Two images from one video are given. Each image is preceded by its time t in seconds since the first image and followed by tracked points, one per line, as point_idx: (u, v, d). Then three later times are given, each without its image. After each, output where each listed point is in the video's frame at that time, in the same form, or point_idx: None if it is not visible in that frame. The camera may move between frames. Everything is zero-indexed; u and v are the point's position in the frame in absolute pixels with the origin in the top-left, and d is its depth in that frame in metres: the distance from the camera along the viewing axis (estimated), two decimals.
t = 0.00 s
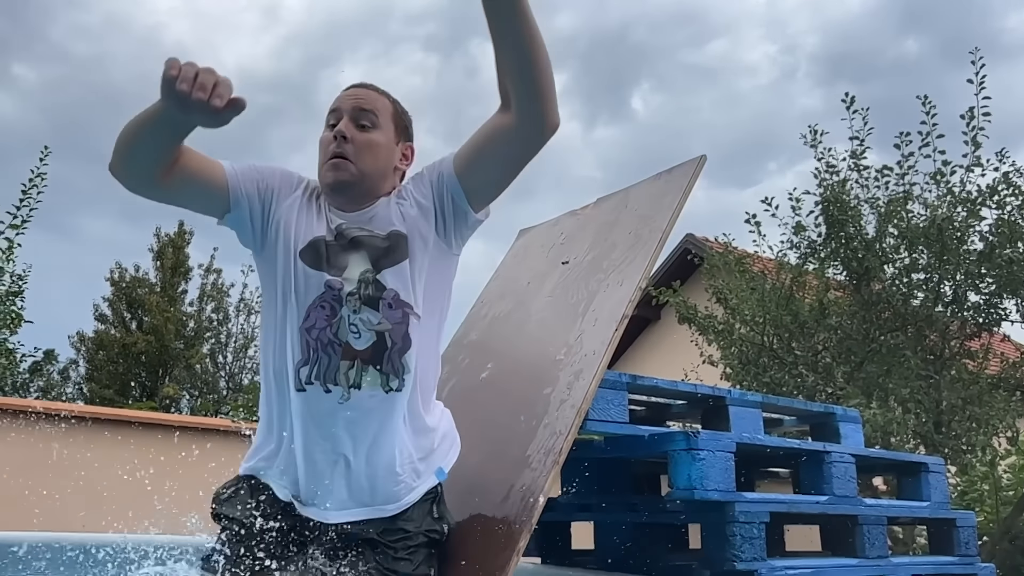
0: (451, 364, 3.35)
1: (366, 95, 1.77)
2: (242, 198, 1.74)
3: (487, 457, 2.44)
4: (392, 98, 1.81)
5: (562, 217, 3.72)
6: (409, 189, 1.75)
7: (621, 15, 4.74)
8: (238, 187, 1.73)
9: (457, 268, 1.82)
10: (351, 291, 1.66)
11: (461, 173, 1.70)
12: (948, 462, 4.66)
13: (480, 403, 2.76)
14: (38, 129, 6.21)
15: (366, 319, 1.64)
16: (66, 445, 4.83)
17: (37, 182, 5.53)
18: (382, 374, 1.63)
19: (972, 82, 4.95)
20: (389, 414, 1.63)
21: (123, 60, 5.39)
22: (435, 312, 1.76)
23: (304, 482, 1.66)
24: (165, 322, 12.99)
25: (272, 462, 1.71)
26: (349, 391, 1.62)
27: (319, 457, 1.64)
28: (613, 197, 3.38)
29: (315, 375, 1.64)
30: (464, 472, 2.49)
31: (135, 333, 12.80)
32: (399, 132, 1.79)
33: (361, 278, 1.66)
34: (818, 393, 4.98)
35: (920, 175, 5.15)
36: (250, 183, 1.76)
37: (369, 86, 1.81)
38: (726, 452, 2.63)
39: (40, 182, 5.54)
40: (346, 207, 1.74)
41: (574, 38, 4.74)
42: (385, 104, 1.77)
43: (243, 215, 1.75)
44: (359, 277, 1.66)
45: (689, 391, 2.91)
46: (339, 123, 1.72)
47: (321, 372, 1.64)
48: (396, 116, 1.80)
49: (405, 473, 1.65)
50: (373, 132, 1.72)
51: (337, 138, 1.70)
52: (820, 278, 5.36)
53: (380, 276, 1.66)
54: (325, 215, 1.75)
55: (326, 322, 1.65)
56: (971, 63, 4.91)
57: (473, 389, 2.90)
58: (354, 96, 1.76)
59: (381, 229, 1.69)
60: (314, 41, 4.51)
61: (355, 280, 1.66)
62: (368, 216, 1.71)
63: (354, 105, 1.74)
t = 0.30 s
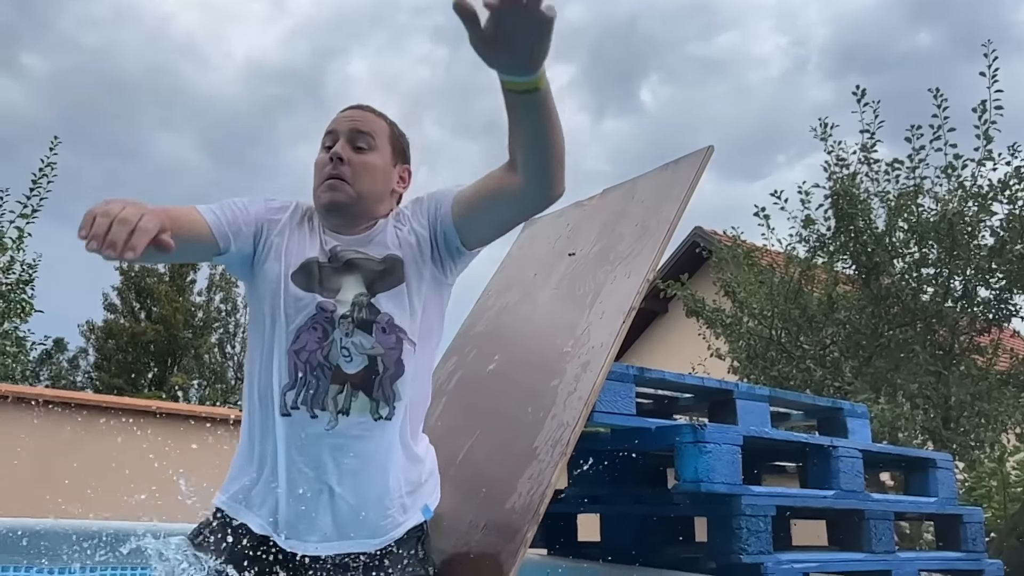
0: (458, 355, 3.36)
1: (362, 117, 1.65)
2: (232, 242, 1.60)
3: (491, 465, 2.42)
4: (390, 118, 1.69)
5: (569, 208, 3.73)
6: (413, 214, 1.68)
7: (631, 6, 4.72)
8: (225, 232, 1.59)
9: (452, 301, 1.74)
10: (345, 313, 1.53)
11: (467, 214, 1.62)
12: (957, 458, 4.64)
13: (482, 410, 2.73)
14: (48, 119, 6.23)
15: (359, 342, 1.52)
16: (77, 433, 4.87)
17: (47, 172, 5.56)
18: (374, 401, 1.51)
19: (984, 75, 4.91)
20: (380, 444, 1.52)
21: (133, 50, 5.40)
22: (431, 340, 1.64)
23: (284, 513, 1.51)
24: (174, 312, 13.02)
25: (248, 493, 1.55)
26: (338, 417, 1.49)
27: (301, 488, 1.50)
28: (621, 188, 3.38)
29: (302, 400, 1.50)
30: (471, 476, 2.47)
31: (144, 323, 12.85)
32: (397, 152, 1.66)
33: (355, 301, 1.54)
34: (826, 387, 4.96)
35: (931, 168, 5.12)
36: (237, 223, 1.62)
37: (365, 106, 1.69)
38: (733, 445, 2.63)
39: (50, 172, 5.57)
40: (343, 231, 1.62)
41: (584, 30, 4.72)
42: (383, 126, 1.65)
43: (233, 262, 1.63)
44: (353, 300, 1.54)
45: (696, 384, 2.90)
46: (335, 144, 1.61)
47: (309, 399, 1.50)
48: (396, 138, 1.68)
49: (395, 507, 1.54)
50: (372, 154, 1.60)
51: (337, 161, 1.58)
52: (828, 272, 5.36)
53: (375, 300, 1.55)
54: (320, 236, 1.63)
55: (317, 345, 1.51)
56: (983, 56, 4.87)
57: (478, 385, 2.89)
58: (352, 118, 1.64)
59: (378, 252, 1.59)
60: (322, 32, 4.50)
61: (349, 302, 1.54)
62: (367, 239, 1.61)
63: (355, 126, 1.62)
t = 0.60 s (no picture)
0: (466, 344, 3.37)
1: (356, 144, 1.60)
2: (214, 295, 1.50)
3: (489, 467, 2.47)
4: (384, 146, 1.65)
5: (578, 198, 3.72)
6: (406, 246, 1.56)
7: None
8: (205, 287, 1.49)
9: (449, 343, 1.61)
10: (333, 343, 1.44)
11: (468, 256, 1.51)
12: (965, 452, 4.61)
13: (479, 405, 2.75)
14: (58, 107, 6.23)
15: (348, 374, 1.43)
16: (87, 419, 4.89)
17: (58, 160, 5.55)
18: (362, 434, 1.42)
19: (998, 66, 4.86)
20: (369, 481, 1.42)
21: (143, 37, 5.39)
22: (427, 374, 1.54)
23: (265, 550, 1.43)
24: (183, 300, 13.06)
25: (229, 527, 1.46)
26: (324, 451, 1.41)
27: (284, 524, 1.42)
28: (629, 178, 3.37)
29: (286, 433, 1.41)
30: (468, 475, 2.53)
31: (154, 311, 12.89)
32: (389, 181, 1.61)
33: (344, 331, 1.45)
34: (834, 379, 4.94)
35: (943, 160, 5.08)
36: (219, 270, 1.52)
37: (358, 135, 1.64)
38: (741, 436, 2.62)
39: (60, 160, 5.56)
40: (336, 259, 1.53)
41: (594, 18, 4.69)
42: (378, 156, 1.60)
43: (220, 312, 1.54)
44: (342, 331, 1.45)
45: (704, 375, 2.90)
46: (325, 173, 1.55)
47: (293, 432, 1.41)
48: (388, 168, 1.63)
49: (386, 548, 1.43)
50: (364, 182, 1.54)
51: (328, 188, 1.52)
52: (838, 264, 5.33)
53: (366, 331, 1.46)
54: (311, 263, 1.54)
55: (302, 375, 1.43)
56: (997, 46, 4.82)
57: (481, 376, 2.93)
58: (346, 146, 1.60)
59: (371, 282, 1.50)
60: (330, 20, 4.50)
61: (338, 333, 1.45)
62: (360, 267, 1.51)
63: (347, 152, 1.58)
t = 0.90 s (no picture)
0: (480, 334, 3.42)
1: (342, 178, 1.71)
2: (196, 345, 1.63)
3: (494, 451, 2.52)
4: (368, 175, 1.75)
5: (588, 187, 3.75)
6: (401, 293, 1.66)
7: None
8: (183, 338, 1.62)
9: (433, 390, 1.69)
10: (319, 387, 1.52)
11: (455, 309, 1.57)
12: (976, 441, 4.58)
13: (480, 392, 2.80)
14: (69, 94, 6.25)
15: (332, 420, 1.51)
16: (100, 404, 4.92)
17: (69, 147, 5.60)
18: (346, 481, 1.49)
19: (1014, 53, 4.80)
20: (351, 527, 1.48)
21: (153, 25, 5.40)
22: (410, 422, 1.61)
23: None
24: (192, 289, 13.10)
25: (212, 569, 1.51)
26: (308, 497, 1.47)
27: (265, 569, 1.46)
28: (640, 166, 3.38)
29: (269, 480, 1.47)
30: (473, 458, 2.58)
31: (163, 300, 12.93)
32: (376, 213, 1.72)
33: (330, 375, 1.53)
34: (844, 368, 4.88)
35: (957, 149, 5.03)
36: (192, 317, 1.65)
37: (344, 166, 1.74)
38: (750, 424, 2.62)
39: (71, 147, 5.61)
40: (322, 296, 1.63)
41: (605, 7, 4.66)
42: (364, 188, 1.71)
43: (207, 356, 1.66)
44: (328, 374, 1.53)
45: (714, 363, 2.89)
46: (312, 212, 1.66)
47: (277, 478, 1.48)
48: (375, 202, 1.74)
49: None
50: (351, 220, 1.65)
51: (317, 227, 1.62)
52: (849, 253, 5.31)
53: (350, 375, 1.54)
54: (299, 304, 1.63)
55: (289, 421, 1.50)
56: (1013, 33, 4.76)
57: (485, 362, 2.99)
58: (332, 180, 1.70)
59: (357, 328, 1.58)
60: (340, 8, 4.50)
61: (324, 376, 1.53)
62: (346, 309, 1.61)
63: (334, 190, 1.68)
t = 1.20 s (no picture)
0: (493, 321, 3.45)
1: (322, 220, 1.52)
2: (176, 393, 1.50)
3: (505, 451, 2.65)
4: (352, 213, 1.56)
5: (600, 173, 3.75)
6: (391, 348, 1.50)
7: None
8: (162, 387, 1.48)
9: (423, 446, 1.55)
10: (299, 448, 1.42)
11: (444, 375, 1.39)
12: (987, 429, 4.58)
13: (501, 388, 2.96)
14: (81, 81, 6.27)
15: (314, 482, 1.41)
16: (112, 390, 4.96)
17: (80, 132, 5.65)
18: (330, 545, 1.40)
19: None
20: None
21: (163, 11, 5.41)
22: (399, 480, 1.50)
23: None
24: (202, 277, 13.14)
25: None
26: (290, 562, 1.39)
27: None
28: (651, 152, 3.38)
29: (249, 544, 1.39)
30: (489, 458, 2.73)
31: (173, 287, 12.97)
32: (360, 253, 1.54)
33: (310, 436, 1.42)
34: (855, 356, 4.89)
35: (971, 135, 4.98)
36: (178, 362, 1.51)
37: (326, 204, 1.55)
38: (760, 411, 2.62)
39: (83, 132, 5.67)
40: (307, 348, 1.48)
41: None
42: (348, 229, 1.53)
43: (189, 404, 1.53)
44: (308, 435, 1.42)
45: (724, 350, 2.89)
46: (290, 259, 1.49)
47: (258, 542, 1.39)
48: (361, 239, 1.56)
49: None
50: (334, 269, 1.48)
51: (296, 277, 1.46)
52: (861, 240, 5.25)
53: (333, 435, 1.43)
54: (278, 354, 1.50)
55: (268, 483, 1.41)
56: None
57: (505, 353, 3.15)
58: (311, 223, 1.52)
59: (340, 383, 1.46)
60: None
61: (303, 437, 1.42)
62: (330, 363, 1.48)
63: (312, 234, 1.50)
